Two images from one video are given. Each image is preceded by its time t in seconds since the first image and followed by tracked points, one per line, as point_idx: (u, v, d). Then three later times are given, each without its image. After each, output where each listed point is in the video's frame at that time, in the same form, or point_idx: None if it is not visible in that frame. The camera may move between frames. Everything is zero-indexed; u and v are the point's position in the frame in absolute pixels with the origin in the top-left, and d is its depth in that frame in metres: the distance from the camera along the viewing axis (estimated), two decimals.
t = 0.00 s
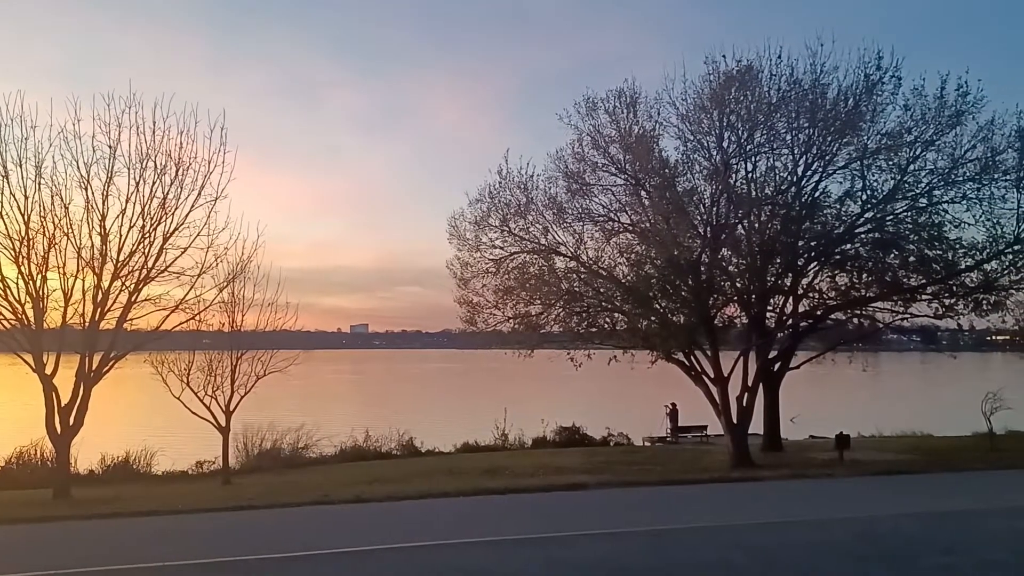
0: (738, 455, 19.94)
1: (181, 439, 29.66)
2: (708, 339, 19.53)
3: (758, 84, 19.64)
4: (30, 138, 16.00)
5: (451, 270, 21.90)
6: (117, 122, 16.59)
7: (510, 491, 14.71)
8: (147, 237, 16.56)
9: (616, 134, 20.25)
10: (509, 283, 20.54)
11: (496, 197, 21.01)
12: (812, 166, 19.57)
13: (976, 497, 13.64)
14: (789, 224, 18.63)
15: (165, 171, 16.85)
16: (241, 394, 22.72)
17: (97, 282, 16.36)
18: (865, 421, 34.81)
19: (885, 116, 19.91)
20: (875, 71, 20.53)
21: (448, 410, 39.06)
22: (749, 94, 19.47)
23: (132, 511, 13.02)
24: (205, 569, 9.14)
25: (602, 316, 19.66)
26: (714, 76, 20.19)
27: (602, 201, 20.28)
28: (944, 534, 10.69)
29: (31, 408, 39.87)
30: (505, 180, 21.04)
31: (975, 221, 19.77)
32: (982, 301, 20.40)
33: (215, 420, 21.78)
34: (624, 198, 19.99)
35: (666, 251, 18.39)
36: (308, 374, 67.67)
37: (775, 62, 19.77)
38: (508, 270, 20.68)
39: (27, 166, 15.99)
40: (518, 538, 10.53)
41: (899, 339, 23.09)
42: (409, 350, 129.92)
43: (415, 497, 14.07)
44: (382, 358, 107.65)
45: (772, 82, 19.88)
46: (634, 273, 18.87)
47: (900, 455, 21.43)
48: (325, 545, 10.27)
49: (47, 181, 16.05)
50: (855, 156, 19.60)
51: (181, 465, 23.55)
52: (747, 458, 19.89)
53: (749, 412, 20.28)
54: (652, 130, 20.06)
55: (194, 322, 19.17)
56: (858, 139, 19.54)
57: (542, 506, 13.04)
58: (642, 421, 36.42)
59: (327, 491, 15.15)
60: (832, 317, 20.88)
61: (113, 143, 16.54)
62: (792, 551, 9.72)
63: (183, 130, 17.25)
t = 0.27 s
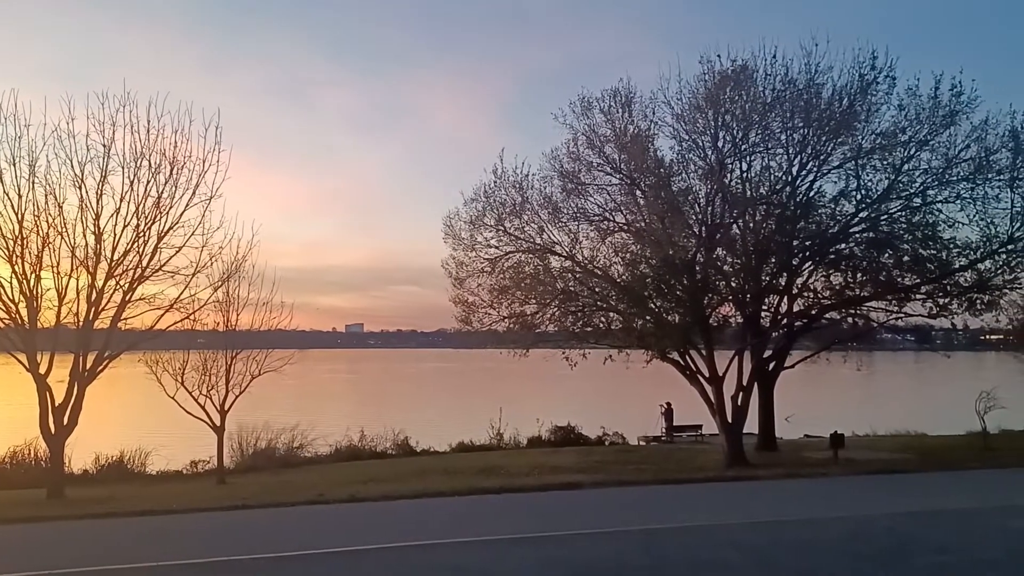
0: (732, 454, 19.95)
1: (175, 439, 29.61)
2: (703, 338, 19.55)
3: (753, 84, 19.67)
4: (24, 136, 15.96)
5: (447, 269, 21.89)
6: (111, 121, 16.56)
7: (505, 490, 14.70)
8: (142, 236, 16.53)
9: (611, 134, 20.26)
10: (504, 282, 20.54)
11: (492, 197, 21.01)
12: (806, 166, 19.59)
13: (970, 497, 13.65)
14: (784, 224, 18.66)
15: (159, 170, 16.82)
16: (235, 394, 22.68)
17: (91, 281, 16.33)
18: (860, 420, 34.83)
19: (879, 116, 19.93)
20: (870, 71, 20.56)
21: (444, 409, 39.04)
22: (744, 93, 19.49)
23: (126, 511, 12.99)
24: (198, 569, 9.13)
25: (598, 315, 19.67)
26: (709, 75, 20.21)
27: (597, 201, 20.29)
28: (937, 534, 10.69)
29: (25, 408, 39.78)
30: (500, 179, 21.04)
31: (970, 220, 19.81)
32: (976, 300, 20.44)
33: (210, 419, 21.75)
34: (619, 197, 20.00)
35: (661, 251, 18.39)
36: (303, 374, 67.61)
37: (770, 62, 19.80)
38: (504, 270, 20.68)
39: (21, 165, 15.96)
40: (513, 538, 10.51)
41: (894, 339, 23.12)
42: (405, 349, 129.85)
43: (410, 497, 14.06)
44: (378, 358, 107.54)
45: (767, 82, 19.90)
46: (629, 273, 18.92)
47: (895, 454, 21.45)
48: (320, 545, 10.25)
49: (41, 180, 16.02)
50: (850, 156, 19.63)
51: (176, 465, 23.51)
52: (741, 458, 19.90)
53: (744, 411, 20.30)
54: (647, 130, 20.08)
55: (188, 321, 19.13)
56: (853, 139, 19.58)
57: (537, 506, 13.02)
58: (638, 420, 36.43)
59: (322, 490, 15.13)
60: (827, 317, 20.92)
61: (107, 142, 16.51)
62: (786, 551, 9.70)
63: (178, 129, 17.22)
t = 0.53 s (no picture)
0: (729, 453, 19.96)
1: (172, 438, 29.56)
2: (700, 337, 19.56)
3: (750, 83, 19.68)
4: (20, 135, 15.93)
5: (444, 268, 21.89)
6: (108, 120, 16.53)
7: (502, 489, 14.70)
8: (138, 235, 16.52)
9: (608, 133, 20.27)
10: (501, 281, 20.54)
11: (489, 196, 21.00)
12: (803, 165, 19.61)
13: (966, 495, 13.66)
14: (781, 223, 18.67)
15: (155, 169, 16.79)
16: (232, 392, 22.65)
17: (87, 280, 16.31)
18: (857, 419, 34.84)
19: (876, 115, 19.95)
20: (867, 71, 20.57)
21: (441, 409, 39.04)
22: (741, 92, 19.51)
23: (122, 511, 12.96)
24: (194, 568, 9.11)
25: (595, 314, 19.67)
26: (706, 75, 20.22)
27: (594, 200, 20.30)
28: (934, 533, 10.69)
29: (21, 408, 39.69)
30: (498, 178, 21.04)
31: (966, 219, 19.83)
32: (972, 299, 20.46)
33: (207, 418, 21.72)
34: (616, 196, 20.01)
35: (658, 250, 18.40)
36: (300, 373, 67.58)
37: (767, 61, 19.81)
38: (501, 269, 20.68)
39: (17, 163, 15.93)
40: (509, 537, 10.50)
41: (890, 338, 23.13)
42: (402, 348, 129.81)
43: (407, 495, 14.05)
44: (375, 357, 107.51)
45: (765, 81, 19.92)
46: (626, 272, 18.92)
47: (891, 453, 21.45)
48: (316, 544, 10.24)
49: (37, 179, 15.99)
50: (847, 155, 19.64)
51: (173, 464, 23.46)
52: (738, 457, 19.91)
53: (741, 410, 20.31)
54: (644, 129, 20.09)
55: (185, 320, 19.10)
56: (850, 138, 19.61)
57: (534, 505, 13.00)
58: (635, 420, 36.44)
59: (319, 489, 15.11)
60: (824, 316, 20.94)
61: (104, 140, 16.48)
62: (783, 550, 9.67)
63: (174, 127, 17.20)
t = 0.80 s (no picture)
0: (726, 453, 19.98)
1: (168, 438, 29.50)
2: (697, 336, 19.57)
3: (747, 83, 19.71)
4: (16, 134, 15.91)
5: (440, 268, 21.89)
6: (104, 119, 16.51)
7: (498, 489, 14.70)
8: (134, 234, 16.50)
9: (605, 133, 20.29)
10: (498, 281, 20.55)
11: (486, 195, 21.01)
12: (800, 165, 19.63)
13: (962, 495, 13.68)
14: (777, 223, 18.70)
15: (152, 168, 16.78)
16: (228, 392, 22.62)
17: (83, 280, 16.29)
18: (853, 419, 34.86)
19: (872, 115, 19.99)
20: (863, 71, 20.60)
21: (437, 408, 39.02)
22: (738, 92, 19.54)
23: (118, 511, 12.94)
24: (190, 568, 9.10)
25: (591, 314, 19.68)
26: (702, 75, 20.24)
27: (590, 199, 20.31)
28: (929, 532, 10.70)
29: (17, 408, 39.58)
30: (494, 178, 21.04)
31: (962, 219, 19.87)
32: (968, 299, 20.50)
33: (203, 418, 21.69)
34: (613, 196, 20.02)
35: (655, 250, 18.41)
36: (297, 373, 67.52)
37: (764, 61, 19.84)
38: (497, 268, 20.69)
39: (13, 163, 15.91)
40: (505, 537, 10.50)
41: (886, 338, 23.16)
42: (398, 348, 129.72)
43: (403, 495, 14.05)
44: (371, 357, 107.55)
45: (761, 81, 19.94)
46: (623, 271, 18.93)
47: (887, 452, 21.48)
48: (311, 544, 10.23)
49: (33, 178, 15.97)
50: (843, 155, 19.67)
51: (169, 464, 23.43)
52: (735, 456, 19.92)
53: (737, 410, 20.33)
54: (641, 129, 20.11)
55: (181, 320, 19.07)
56: (846, 138, 19.64)
57: (530, 504, 13.00)
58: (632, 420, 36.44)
59: (315, 489, 15.10)
60: (820, 315, 20.96)
61: (99, 140, 16.46)
62: (779, 550, 9.68)
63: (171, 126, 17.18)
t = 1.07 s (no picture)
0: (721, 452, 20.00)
1: (163, 438, 29.47)
2: (692, 336, 19.59)
3: (742, 83, 19.74)
4: (11, 133, 15.88)
5: (436, 268, 21.89)
6: (99, 118, 16.49)
7: (494, 489, 14.70)
8: (129, 234, 16.47)
9: (601, 133, 20.30)
10: (494, 280, 20.55)
11: (481, 195, 21.00)
12: (795, 165, 19.66)
13: (957, 494, 13.71)
14: (772, 223, 18.72)
15: (147, 168, 16.75)
16: (223, 392, 22.60)
17: (78, 280, 16.27)
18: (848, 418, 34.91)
19: (867, 116, 20.02)
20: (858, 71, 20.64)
21: (433, 408, 39.01)
22: (733, 92, 19.57)
23: (113, 511, 12.92)
24: (185, 568, 9.09)
25: (587, 313, 19.68)
26: (698, 75, 20.26)
27: (586, 199, 20.32)
28: (924, 531, 10.72)
29: (11, 408, 39.49)
30: (490, 178, 21.04)
31: (957, 219, 19.91)
32: (962, 299, 20.55)
33: (198, 418, 21.67)
34: (609, 196, 20.03)
35: (651, 250, 18.42)
36: (292, 373, 67.45)
37: (759, 61, 19.87)
38: (493, 268, 20.68)
39: (8, 162, 15.88)
40: (500, 537, 10.50)
41: (882, 338, 23.20)
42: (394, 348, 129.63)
43: (399, 495, 14.04)
44: (367, 356, 107.52)
45: (756, 81, 19.97)
46: (619, 271, 18.95)
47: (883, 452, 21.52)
48: (307, 544, 10.22)
49: (28, 178, 15.95)
50: (838, 155, 19.70)
51: (164, 465, 23.40)
52: (730, 456, 19.93)
53: (732, 410, 20.35)
54: (636, 129, 20.13)
55: (176, 320, 19.04)
56: (841, 138, 19.67)
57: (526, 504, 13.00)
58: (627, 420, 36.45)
59: (311, 489, 15.09)
60: (815, 315, 21.00)
61: (94, 139, 16.44)
62: (774, 549, 9.69)
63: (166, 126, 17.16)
